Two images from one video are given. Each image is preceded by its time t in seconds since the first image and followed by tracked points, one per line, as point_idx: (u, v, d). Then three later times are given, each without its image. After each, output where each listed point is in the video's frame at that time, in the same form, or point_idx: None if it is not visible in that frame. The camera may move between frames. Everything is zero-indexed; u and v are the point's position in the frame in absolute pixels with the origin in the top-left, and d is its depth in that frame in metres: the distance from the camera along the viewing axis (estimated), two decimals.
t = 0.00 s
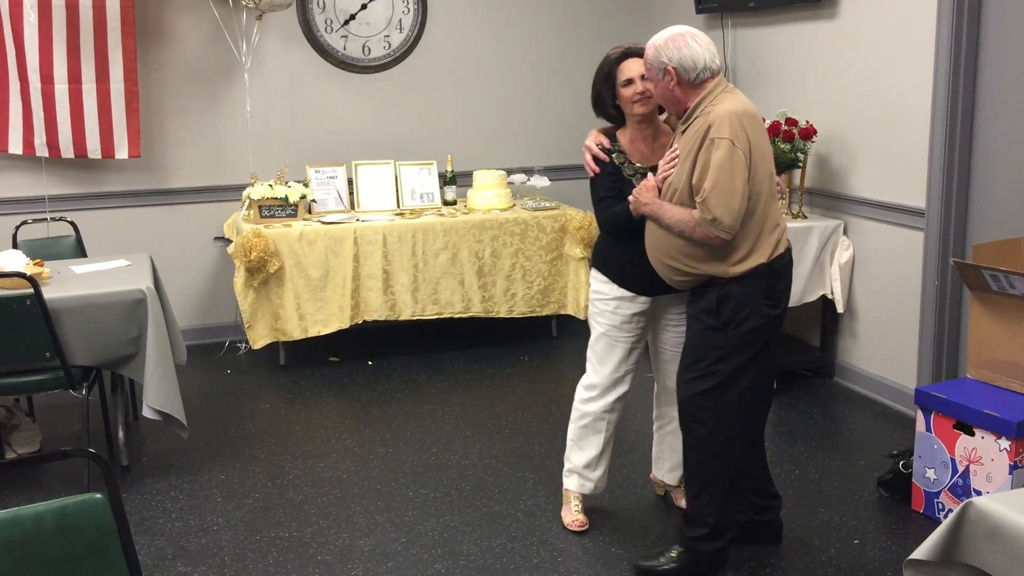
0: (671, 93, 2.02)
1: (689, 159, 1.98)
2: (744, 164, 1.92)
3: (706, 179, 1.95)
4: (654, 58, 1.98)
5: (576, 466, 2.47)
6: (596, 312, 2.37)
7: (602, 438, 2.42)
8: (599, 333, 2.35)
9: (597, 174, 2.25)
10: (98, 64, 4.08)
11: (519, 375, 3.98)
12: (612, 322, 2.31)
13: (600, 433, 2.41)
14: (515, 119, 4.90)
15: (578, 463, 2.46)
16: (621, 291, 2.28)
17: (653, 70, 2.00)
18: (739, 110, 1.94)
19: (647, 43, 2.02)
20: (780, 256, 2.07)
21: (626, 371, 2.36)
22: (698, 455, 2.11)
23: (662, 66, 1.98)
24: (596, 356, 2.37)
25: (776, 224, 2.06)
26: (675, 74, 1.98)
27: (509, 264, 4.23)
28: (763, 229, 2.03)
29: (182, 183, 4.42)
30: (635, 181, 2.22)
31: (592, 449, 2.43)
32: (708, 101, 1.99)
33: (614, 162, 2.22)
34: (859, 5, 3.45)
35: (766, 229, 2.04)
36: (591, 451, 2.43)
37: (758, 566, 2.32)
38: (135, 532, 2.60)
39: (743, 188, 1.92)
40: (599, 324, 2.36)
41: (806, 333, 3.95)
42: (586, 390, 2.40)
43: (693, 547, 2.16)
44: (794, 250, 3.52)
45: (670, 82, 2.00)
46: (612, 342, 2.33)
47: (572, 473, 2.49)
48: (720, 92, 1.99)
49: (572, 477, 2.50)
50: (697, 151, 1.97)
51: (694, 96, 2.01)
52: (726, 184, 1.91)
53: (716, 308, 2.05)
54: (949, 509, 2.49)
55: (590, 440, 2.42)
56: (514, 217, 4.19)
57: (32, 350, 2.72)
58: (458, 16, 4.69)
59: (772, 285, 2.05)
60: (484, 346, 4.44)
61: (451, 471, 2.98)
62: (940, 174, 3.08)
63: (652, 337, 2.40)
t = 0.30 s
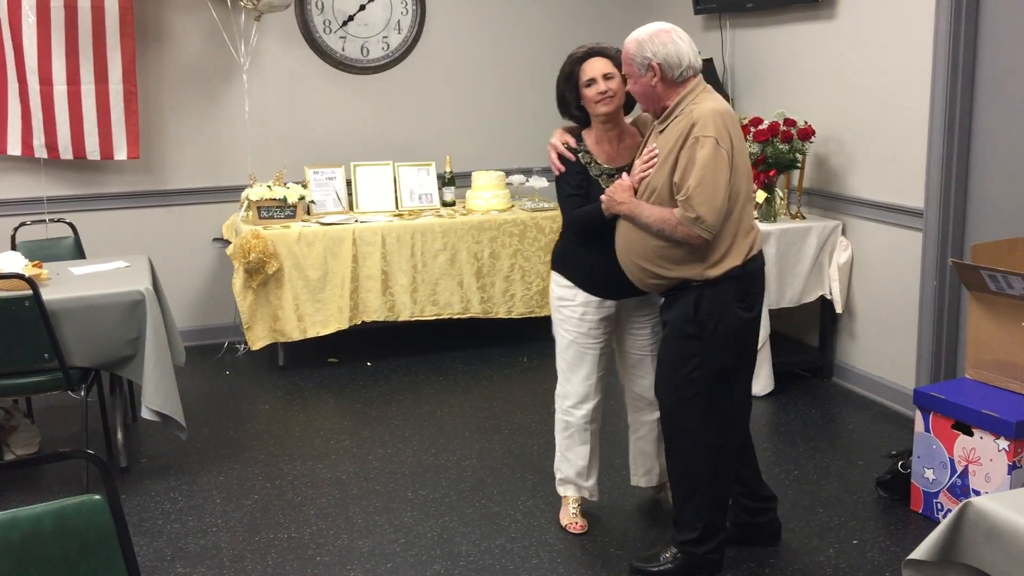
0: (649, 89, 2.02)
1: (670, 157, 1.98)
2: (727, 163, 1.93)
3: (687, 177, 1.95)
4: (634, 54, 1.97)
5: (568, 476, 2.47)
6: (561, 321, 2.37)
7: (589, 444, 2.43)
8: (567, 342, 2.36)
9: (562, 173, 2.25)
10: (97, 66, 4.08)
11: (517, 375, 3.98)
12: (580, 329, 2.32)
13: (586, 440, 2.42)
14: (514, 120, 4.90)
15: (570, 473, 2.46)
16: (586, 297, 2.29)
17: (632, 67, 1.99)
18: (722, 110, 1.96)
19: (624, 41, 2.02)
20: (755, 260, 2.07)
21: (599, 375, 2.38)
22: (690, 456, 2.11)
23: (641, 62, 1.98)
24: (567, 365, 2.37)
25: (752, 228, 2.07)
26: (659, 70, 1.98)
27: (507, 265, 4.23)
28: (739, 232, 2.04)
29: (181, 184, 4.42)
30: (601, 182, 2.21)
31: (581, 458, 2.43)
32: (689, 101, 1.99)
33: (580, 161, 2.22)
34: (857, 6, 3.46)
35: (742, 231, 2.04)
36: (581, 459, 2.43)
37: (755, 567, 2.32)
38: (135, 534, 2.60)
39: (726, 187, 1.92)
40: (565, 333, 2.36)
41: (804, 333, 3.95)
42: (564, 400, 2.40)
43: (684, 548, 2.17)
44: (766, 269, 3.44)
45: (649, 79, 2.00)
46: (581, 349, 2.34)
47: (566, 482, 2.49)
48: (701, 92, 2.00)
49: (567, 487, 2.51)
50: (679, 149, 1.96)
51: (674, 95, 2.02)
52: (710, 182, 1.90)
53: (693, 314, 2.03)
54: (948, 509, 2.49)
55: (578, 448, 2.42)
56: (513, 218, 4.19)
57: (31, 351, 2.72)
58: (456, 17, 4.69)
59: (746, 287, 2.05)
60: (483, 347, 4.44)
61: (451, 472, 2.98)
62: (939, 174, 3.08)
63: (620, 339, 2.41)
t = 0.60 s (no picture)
0: (625, 89, 2.02)
1: (649, 156, 1.97)
2: (706, 161, 1.92)
3: (666, 176, 1.95)
4: (609, 55, 1.98)
5: (564, 477, 2.48)
6: (547, 324, 2.35)
7: (583, 444, 2.43)
8: (554, 345, 2.35)
9: (541, 174, 2.24)
10: (95, 65, 4.08)
11: (515, 375, 3.98)
12: (567, 333, 2.31)
13: (579, 441, 2.42)
14: (512, 120, 4.90)
15: (566, 473, 2.46)
16: (572, 301, 2.28)
17: (607, 67, 2.00)
18: (699, 107, 1.95)
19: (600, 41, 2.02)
20: (736, 257, 2.07)
21: (586, 377, 2.38)
22: (688, 456, 2.11)
23: (616, 62, 1.98)
24: (556, 368, 2.37)
25: (732, 227, 2.07)
26: (635, 70, 1.98)
27: (505, 264, 4.23)
28: (719, 230, 2.03)
29: (178, 184, 4.41)
30: (581, 182, 2.22)
31: (576, 459, 2.44)
32: (666, 100, 1.99)
33: (559, 162, 2.22)
34: (855, 5, 3.46)
35: (722, 230, 2.04)
36: (576, 460, 2.44)
37: (752, 566, 2.32)
38: (133, 534, 2.59)
39: (705, 185, 1.92)
40: (552, 336, 2.34)
41: (802, 333, 3.96)
42: (554, 403, 2.40)
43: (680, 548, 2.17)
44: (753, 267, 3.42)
45: (625, 79, 2.00)
46: (569, 352, 2.33)
47: (563, 483, 2.49)
48: (677, 91, 2.00)
49: (564, 487, 2.51)
50: (658, 149, 1.96)
51: (651, 95, 2.02)
52: (690, 180, 1.90)
53: (680, 317, 2.04)
54: (946, 508, 2.49)
55: (572, 449, 2.43)
56: (511, 217, 4.19)
57: (28, 351, 2.72)
58: (454, 16, 4.69)
59: (729, 287, 2.05)
60: (481, 346, 4.45)
61: (449, 472, 2.98)
62: (937, 173, 3.09)
63: (604, 341, 2.41)
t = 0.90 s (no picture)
0: (618, 94, 2.02)
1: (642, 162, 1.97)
2: (697, 165, 1.91)
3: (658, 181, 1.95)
4: (599, 61, 1.98)
5: (564, 477, 2.48)
6: (549, 324, 2.36)
7: (582, 444, 2.43)
8: (556, 345, 2.35)
9: (540, 174, 2.25)
10: (93, 64, 4.07)
11: (513, 374, 3.98)
12: (569, 333, 2.32)
13: (579, 442, 2.43)
14: (511, 119, 4.90)
15: (566, 473, 2.46)
16: (573, 301, 2.29)
17: (598, 72, 2.00)
18: (692, 110, 1.94)
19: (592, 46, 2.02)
20: (738, 258, 2.06)
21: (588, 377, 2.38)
22: (688, 457, 2.11)
23: (605, 68, 1.98)
24: (557, 369, 2.37)
25: (732, 227, 2.06)
26: (625, 76, 1.98)
27: (504, 263, 4.22)
28: (718, 232, 2.03)
29: (177, 183, 4.41)
30: (581, 181, 2.23)
31: (576, 459, 2.44)
32: (660, 103, 1.98)
33: (559, 162, 2.23)
34: (854, 5, 3.46)
35: (721, 232, 2.03)
36: (576, 460, 2.44)
37: (750, 566, 2.32)
38: (131, 533, 2.59)
39: (697, 190, 1.91)
40: (554, 336, 2.35)
41: (800, 333, 3.96)
42: (555, 403, 2.40)
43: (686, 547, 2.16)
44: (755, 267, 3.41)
45: (617, 84, 2.00)
46: (571, 352, 2.34)
47: (562, 482, 2.50)
48: (671, 93, 1.99)
49: (563, 487, 2.51)
50: (650, 153, 1.96)
51: (645, 98, 2.01)
52: (680, 186, 1.89)
53: (678, 317, 2.04)
54: (944, 508, 2.50)
55: (572, 449, 2.43)
56: (510, 217, 4.19)
57: (26, 350, 2.72)
58: (453, 15, 4.69)
59: (729, 286, 2.05)
60: (479, 345, 4.44)
61: (448, 471, 2.98)
62: (936, 173, 3.09)
63: (608, 340, 2.41)
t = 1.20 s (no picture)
0: (643, 95, 2.02)
1: (665, 162, 1.98)
2: (720, 166, 1.91)
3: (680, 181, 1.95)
4: (623, 64, 1.98)
5: (565, 473, 2.49)
6: (568, 319, 2.36)
7: (588, 443, 2.43)
8: (574, 341, 2.35)
9: (564, 173, 2.26)
10: (92, 60, 4.06)
11: (511, 372, 3.98)
12: (587, 330, 2.32)
13: (585, 439, 2.43)
14: (510, 117, 4.90)
15: (567, 470, 2.47)
16: (593, 297, 2.28)
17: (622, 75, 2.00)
18: (715, 110, 1.93)
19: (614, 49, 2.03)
20: (755, 257, 2.05)
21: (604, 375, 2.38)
22: (689, 455, 2.11)
23: (629, 70, 1.98)
24: (573, 364, 2.37)
25: (755, 226, 2.05)
26: (649, 77, 1.98)
27: (502, 261, 4.22)
28: (740, 232, 2.02)
29: (175, 180, 4.40)
30: (606, 180, 2.23)
31: (580, 456, 2.44)
32: (683, 103, 1.98)
33: (583, 161, 2.24)
34: (853, 4, 3.46)
35: (743, 231, 2.03)
36: (579, 458, 2.44)
37: (747, 564, 2.32)
38: (127, 530, 2.59)
39: (719, 190, 1.91)
40: (572, 331, 2.35)
41: (799, 332, 3.96)
42: (567, 398, 2.41)
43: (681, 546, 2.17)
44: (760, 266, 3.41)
45: (641, 85, 2.00)
46: (588, 349, 2.33)
47: (563, 479, 2.51)
48: (695, 93, 1.98)
49: (563, 484, 2.52)
50: (673, 153, 1.96)
51: (669, 98, 2.01)
52: (702, 186, 1.90)
53: (696, 313, 2.03)
54: (941, 508, 2.50)
55: (578, 446, 2.43)
56: (508, 215, 4.19)
57: (23, 346, 2.71)
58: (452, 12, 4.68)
59: (750, 286, 2.04)
60: (478, 343, 4.44)
61: (445, 469, 2.98)
62: (934, 173, 3.09)
63: (628, 339, 2.40)
